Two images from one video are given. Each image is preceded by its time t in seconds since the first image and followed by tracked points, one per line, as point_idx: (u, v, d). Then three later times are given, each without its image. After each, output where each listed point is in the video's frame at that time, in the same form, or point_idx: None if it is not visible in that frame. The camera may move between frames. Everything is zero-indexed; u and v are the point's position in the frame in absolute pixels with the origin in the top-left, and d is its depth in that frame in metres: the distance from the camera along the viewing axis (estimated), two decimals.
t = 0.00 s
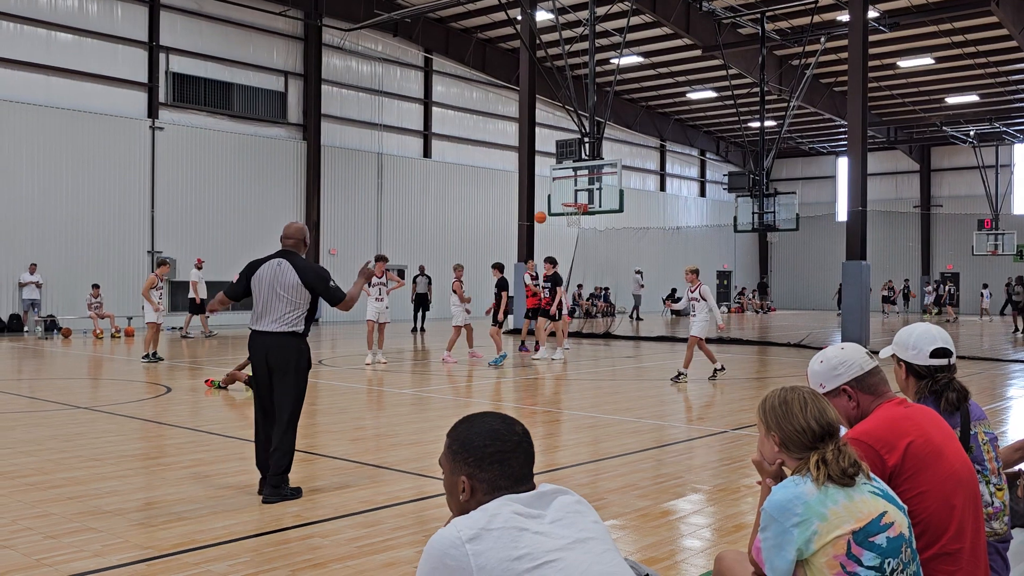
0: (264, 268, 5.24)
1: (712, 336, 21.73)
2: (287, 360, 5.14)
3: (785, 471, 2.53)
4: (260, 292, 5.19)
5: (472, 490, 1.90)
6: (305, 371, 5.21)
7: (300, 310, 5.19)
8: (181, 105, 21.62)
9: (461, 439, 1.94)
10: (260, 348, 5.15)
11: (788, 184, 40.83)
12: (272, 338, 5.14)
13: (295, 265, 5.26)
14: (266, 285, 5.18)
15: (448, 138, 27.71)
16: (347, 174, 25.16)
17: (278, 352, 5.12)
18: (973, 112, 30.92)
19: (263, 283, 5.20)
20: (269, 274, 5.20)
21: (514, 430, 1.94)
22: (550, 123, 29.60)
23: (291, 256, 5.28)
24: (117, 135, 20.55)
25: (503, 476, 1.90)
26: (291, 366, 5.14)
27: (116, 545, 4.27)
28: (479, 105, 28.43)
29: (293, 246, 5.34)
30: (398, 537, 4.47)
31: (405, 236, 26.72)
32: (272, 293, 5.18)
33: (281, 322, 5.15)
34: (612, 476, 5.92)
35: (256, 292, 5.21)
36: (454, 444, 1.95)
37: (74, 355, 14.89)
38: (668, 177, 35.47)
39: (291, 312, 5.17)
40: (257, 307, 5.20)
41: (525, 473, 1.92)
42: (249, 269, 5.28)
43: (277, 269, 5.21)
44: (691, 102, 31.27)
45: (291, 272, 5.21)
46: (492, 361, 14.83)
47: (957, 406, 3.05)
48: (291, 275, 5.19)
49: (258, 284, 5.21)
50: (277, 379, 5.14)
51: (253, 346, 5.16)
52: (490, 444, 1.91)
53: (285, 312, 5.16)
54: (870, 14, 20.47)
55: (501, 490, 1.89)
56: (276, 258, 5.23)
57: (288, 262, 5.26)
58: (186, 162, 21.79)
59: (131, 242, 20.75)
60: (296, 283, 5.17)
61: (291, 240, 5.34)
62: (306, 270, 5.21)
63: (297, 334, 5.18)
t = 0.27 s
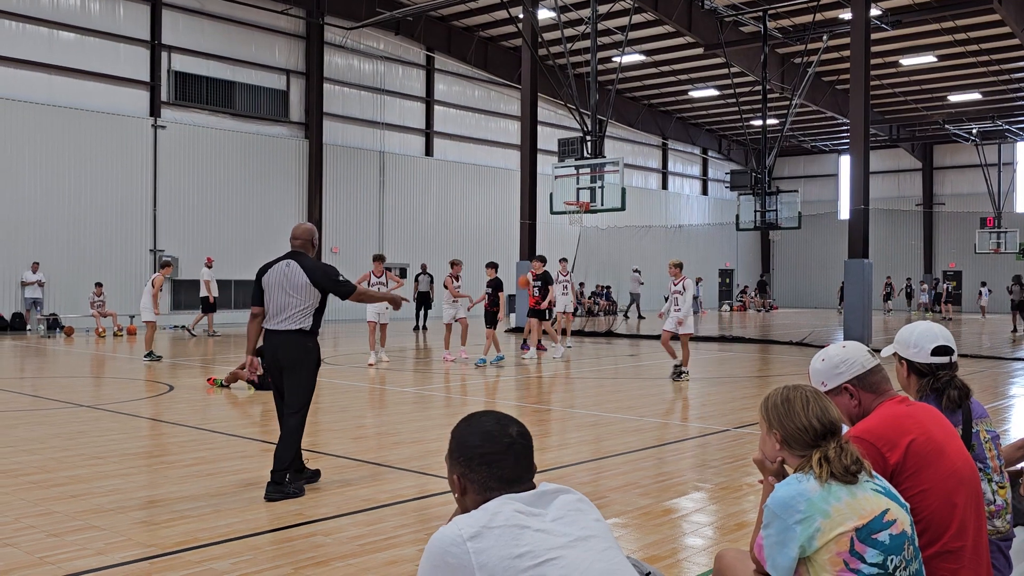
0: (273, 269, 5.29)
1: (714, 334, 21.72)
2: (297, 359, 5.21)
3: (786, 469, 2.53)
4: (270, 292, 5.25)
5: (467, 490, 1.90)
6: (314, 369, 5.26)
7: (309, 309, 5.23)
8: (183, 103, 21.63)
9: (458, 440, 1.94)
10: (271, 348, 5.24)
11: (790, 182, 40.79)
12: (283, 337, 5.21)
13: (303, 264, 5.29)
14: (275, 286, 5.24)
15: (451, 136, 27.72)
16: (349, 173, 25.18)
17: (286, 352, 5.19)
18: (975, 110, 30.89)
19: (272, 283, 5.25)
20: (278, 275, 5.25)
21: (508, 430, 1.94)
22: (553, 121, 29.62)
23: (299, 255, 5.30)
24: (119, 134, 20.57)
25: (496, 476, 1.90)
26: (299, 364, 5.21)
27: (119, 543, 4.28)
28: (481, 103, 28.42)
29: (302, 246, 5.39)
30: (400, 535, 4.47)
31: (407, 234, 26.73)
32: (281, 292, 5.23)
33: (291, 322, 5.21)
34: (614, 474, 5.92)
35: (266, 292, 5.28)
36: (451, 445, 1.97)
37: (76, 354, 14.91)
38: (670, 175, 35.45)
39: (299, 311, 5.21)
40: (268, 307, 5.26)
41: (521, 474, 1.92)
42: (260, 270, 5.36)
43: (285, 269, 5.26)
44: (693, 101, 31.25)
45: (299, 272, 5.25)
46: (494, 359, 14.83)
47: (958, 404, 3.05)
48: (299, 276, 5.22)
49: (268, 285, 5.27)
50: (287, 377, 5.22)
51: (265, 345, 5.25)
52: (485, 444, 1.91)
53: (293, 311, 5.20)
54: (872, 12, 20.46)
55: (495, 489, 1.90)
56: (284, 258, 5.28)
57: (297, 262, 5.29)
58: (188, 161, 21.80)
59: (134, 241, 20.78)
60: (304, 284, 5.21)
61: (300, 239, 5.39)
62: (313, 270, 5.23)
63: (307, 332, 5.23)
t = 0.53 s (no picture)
0: (287, 268, 5.39)
1: (716, 332, 21.72)
2: (316, 356, 5.29)
3: (788, 468, 2.53)
4: (285, 291, 5.34)
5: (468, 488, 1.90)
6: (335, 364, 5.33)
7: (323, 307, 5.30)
8: (185, 101, 21.63)
9: (460, 438, 1.95)
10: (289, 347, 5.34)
11: (792, 180, 40.74)
12: (299, 335, 5.30)
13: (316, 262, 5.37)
14: (289, 285, 5.32)
15: (452, 134, 27.71)
16: (351, 171, 25.19)
17: (305, 350, 5.29)
18: (978, 108, 30.85)
19: (287, 282, 5.34)
20: (291, 274, 5.34)
21: (509, 428, 1.94)
22: (554, 119, 29.61)
23: (311, 253, 5.40)
24: (121, 132, 20.58)
25: (496, 475, 1.90)
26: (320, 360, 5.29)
27: (122, 541, 4.29)
28: (483, 101, 28.38)
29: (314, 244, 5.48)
30: (402, 533, 4.47)
31: (409, 232, 26.72)
32: (295, 291, 5.32)
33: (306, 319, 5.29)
34: (616, 473, 5.92)
35: (281, 290, 5.37)
36: (453, 444, 1.97)
37: (78, 352, 14.91)
38: (672, 174, 35.43)
39: (312, 309, 5.29)
40: (283, 305, 5.35)
41: (521, 472, 1.92)
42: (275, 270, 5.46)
43: (298, 268, 5.35)
44: (695, 99, 31.22)
45: (312, 270, 5.33)
46: (496, 357, 14.83)
47: (959, 402, 3.05)
48: (313, 273, 5.30)
49: (282, 283, 5.36)
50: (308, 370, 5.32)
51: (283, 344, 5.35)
52: (484, 441, 1.91)
53: (307, 308, 5.29)
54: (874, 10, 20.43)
55: (495, 488, 1.90)
56: (298, 256, 5.38)
57: (309, 260, 5.38)
58: (190, 160, 21.81)
59: (136, 239, 20.80)
60: (318, 281, 5.29)
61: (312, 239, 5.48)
62: (326, 268, 5.31)
63: (322, 330, 5.31)
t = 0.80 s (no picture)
0: (305, 265, 5.55)
1: (718, 330, 21.73)
2: (335, 351, 5.50)
3: (790, 466, 2.54)
4: (303, 288, 5.52)
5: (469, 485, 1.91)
6: (354, 356, 5.57)
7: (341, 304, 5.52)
8: (187, 99, 21.64)
9: (461, 436, 1.95)
10: (307, 342, 5.52)
11: (794, 178, 40.69)
12: (318, 330, 5.50)
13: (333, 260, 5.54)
14: (308, 281, 5.50)
15: (454, 132, 27.70)
16: (353, 169, 25.18)
17: (325, 345, 5.48)
18: (980, 106, 30.79)
19: (305, 279, 5.51)
20: (310, 271, 5.51)
21: (511, 426, 1.94)
22: (556, 117, 29.59)
23: (329, 251, 5.56)
24: (123, 130, 20.59)
25: (497, 472, 1.90)
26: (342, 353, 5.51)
27: (124, 538, 4.30)
28: (485, 99, 28.35)
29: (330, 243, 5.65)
30: (404, 530, 4.48)
31: (410, 230, 26.72)
32: (313, 288, 5.50)
33: (325, 315, 5.50)
34: (618, 470, 5.92)
35: (300, 287, 5.55)
36: (455, 440, 1.98)
37: (80, 349, 14.92)
38: (674, 171, 35.38)
39: (331, 306, 5.50)
40: (301, 302, 5.54)
41: (524, 470, 1.92)
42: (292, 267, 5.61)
43: (316, 266, 5.52)
44: (697, 96, 31.17)
45: (331, 267, 5.50)
46: (497, 355, 14.84)
47: (961, 401, 3.05)
48: (330, 271, 5.48)
49: (300, 280, 5.53)
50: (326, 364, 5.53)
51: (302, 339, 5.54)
52: (485, 439, 1.92)
53: (326, 305, 5.49)
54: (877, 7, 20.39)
55: (496, 486, 1.90)
56: (315, 254, 5.54)
57: (327, 258, 5.55)
58: (192, 158, 21.81)
59: (138, 237, 20.82)
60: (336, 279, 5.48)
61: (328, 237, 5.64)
62: (344, 266, 5.50)
63: (340, 325, 5.52)
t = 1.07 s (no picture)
0: (336, 264, 5.63)
1: (720, 327, 21.73)
2: (363, 350, 5.57)
3: (791, 463, 2.54)
4: (333, 288, 5.58)
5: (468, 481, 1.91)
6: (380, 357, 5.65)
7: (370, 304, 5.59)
8: (189, 96, 21.65)
9: (461, 433, 1.95)
10: (337, 341, 5.59)
11: (797, 175, 40.64)
12: (347, 329, 5.56)
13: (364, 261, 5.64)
14: (338, 282, 5.57)
15: (456, 129, 27.67)
16: (356, 166, 25.18)
17: (354, 344, 5.55)
18: (984, 103, 30.71)
19: (336, 278, 5.58)
20: (341, 271, 5.58)
21: (511, 422, 1.94)
22: (559, 114, 29.57)
23: (360, 252, 5.66)
24: (126, 127, 20.61)
25: (497, 468, 1.90)
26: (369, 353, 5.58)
27: (127, 535, 4.31)
28: (487, 96, 28.33)
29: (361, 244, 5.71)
30: (407, 527, 4.48)
31: (414, 227, 26.73)
32: (344, 288, 5.57)
33: (354, 315, 5.56)
34: (620, 467, 5.92)
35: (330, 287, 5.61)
36: (456, 438, 1.98)
37: (83, 346, 14.94)
38: (676, 169, 35.35)
39: (361, 306, 5.57)
40: (332, 300, 5.59)
41: (524, 466, 1.92)
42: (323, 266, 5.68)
43: (348, 266, 5.60)
44: (700, 94, 31.12)
45: (362, 268, 5.60)
46: (500, 352, 14.84)
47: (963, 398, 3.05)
48: (362, 272, 5.57)
49: (330, 279, 5.60)
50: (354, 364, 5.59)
51: (330, 338, 5.59)
52: (485, 436, 1.92)
53: (355, 305, 5.56)
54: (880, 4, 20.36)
55: (497, 482, 1.90)
56: (347, 255, 5.62)
57: (358, 259, 5.63)
58: (194, 155, 21.82)
59: (140, 234, 20.83)
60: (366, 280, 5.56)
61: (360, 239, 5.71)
62: (375, 268, 5.59)
63: (368, 326, 5.59)
